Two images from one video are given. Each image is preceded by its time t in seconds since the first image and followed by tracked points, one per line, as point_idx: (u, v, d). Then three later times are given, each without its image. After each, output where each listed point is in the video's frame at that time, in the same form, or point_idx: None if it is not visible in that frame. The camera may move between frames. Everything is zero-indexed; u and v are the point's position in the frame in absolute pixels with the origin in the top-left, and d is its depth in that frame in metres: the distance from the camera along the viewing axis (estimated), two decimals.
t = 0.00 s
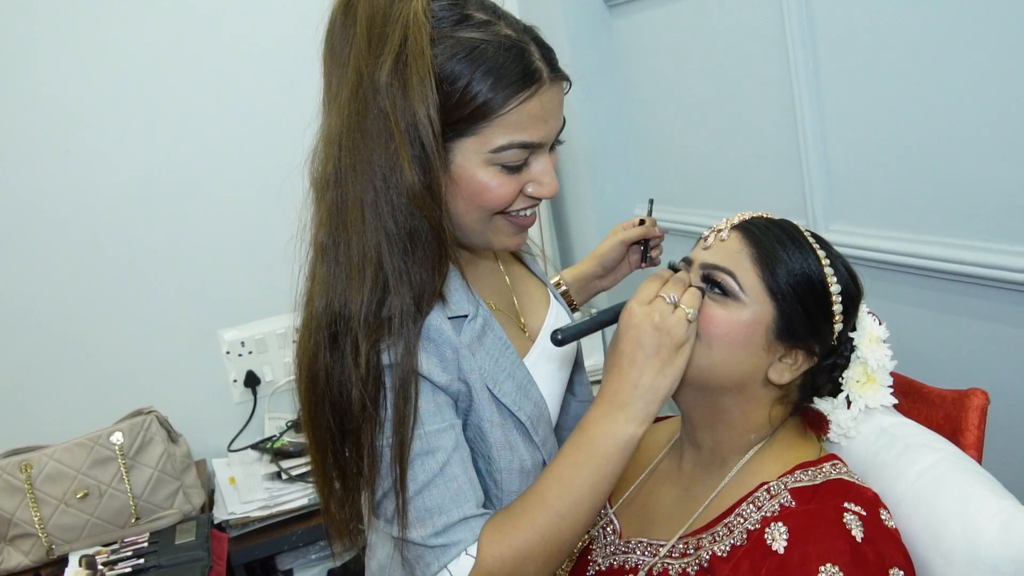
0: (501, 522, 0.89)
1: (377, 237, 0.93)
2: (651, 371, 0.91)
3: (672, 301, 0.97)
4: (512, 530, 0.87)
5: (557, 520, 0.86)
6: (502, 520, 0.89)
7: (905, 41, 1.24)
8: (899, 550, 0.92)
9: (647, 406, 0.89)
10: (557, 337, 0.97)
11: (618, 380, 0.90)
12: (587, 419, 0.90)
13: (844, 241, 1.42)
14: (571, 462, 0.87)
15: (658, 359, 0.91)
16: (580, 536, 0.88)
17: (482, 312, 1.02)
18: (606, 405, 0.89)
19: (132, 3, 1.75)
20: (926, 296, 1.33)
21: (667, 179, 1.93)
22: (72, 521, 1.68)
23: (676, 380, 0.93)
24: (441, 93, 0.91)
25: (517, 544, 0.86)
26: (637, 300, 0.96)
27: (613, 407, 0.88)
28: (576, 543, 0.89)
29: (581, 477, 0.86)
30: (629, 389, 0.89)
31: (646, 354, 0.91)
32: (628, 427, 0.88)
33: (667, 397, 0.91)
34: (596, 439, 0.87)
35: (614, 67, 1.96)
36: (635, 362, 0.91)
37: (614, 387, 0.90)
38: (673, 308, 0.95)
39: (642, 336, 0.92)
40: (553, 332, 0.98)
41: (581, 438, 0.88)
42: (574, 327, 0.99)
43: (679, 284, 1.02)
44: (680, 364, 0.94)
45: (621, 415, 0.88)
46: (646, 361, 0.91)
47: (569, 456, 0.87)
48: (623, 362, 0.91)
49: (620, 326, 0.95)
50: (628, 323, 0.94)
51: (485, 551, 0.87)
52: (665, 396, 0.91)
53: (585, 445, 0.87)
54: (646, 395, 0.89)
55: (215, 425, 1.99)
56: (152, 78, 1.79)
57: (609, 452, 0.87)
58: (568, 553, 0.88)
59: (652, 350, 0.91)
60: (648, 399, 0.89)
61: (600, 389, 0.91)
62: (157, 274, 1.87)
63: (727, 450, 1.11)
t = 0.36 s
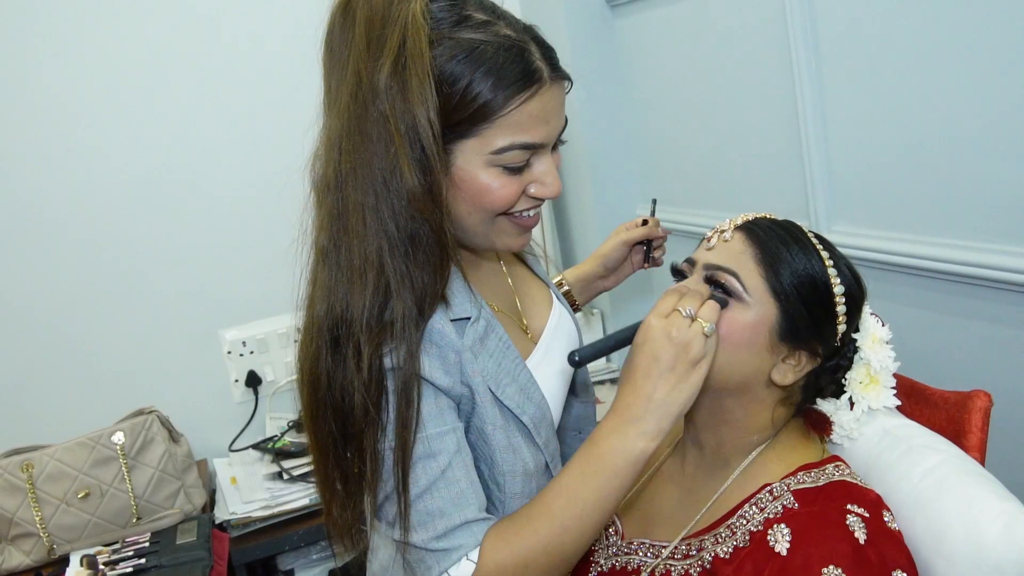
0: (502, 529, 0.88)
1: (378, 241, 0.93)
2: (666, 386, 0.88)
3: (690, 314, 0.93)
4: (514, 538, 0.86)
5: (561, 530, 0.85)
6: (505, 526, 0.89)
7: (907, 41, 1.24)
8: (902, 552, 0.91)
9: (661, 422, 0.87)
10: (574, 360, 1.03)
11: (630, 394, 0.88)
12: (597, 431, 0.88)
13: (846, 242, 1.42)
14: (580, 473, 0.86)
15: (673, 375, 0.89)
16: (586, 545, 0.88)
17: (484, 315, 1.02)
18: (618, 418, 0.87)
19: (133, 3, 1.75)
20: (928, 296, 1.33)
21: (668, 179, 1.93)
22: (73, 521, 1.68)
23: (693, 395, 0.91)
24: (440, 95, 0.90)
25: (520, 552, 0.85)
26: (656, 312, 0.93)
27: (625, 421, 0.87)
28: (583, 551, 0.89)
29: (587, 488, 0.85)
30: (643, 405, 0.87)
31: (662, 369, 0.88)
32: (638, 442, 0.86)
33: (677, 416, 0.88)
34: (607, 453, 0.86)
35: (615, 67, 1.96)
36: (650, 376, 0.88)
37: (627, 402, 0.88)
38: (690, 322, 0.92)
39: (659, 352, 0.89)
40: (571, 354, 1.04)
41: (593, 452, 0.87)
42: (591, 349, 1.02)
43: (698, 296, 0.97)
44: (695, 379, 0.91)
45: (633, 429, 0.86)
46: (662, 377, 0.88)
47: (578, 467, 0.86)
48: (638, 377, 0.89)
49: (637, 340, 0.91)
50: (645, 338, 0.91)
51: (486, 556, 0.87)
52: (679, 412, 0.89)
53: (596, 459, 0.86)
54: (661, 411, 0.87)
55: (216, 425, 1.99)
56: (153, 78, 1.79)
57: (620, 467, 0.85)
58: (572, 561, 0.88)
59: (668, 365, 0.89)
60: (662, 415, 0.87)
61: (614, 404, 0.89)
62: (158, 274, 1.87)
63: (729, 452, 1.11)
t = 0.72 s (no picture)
0: (508, 535, 0.88)
1: (377, 246, 0.93)
2: (682, 401, 0.86)
3: (710, 328, 0.90)
4: (519, 546, 0.86)
5: (566, 538, 0.85)
6: (512, 531, 0.89)
7: (908, 41, 1.23)
8: (904, 553, 0.91)
9: (675, 437, 0.86)
10: (588, 371, 0.96)
11: (644, 406, 0.87)
12: (609, 442, 0.88)
13: (846, 242, 1.42)
14: (589, 483, 0.85)
15: (690, 390, 0.87)
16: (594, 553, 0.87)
17: (484, 317, 1.01)
18: (630, 429, 0.87)
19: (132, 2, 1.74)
20: (928, 297, 1.32)
21: (668, 179, 1.93)
22: (71, 521, 1.67)
23: (711, 412, 0.89)
24: (438, 97, 0.90)
25: (524, 559, 0.85)
26: (676, 325, 0.92)
27: (638, 434, 0.86)
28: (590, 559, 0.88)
29: (593, 497, 0.85)
30: (658, 418, 0.86)
31: (680, 383, 0.87)
32: (651, 456, 0.85)
33: (696, 430, 0.87)
34: (618, 464, 0.85)
35: (615, 67, 1.96)
36: (666, 390, 0.87)
37: (640, 415, 0.87)
38: (710, 337, 0.89)
39: (676, 364, 0.87)
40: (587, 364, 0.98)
41: (604, 464, 0.86)
42: (606, 362, 0.97)
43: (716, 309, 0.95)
44: (714, 397, 0.88)
45: (647, 442, 0.85)
46: (679, 391, 0.86)
47: (588, 478, 0.86)
48: (654, 391, 0.88)
49: (655, 354, 0.90)
50: (664, 351, 0.89)
51: (489, 561, 0.87)
52: (694, 429, 0.87)
53: (610, 471, 0.85)
54: (676, 427, 0.86)
55: (215, 425, 1.98)
56: (152, 77, 1.79)
57: (630, 479, 0.84)
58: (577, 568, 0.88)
59: (685, 378, 0.87)
60: (676, 430, 0.85)
61: (629, 416, 0.88)
62: (157, 274, 1.87)
63: (731, 452, 1.10)
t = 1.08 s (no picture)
0: (512, 538, 0.88)
1: (374, 248, 0.92)
2: (692, 407, 0.86)
3: (720, 333, 0.90)
4: (522, 548, 0.86)
5: (570, 542, 0.84)
6: (515, 534, 0.88)
7: (908, 39, 1.23)
8: (905, 554, 0.90)
9: (682, 443, 0.85)
10: (598, 375, 0.92)
11: (653, 411, 0.87)
12: (618, 447, 0.88)
13: (846, 241, 1.41)
14: (597, 489, 0.85)
15: (699, 396, 0.86)
16: (598, 556, 0.87)
17: (483, 318, 1.01)
18: (637, 434, 0.86)
19: None
20: (928, 296, 1.32)
21: (667, 178, 1.92)
22: (68, 521, 1.66)
23: (719, 417, 0.88)
24: (434, 98, 0.89)
25: (527, 561, 0.85)
26: (685, 330, 0.91)
27: (646, 439, 0.85)
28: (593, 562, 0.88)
29: (597, 501, 0.84)
30: (666, 425, 0.85)
31: (689, 389, 0.86)
32: (658, 462, 0.84)
33: (704, 436, 0.86)
34: (625, 470, 0.85)
35: (614, 65, 1.96)
36: (675, 395, 0.86)
37: (650, 420, 0.86)
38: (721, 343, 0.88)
39: (685, 371, 0.87)
40: (595, 369, 0.93)
41: (611, 468, 0.86)
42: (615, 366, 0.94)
43: (731, 313, 0.94)
44: (724, 402, 0.88)
45: (653, 448, 0.85)
46: (688, 398, 0.86)
47: (595, 483, 0.86)
48: (662, 395, 0.87)
49: (666, 357, 0.89)
50: (673, 355, 0.89)
51: (493, 563, 0.86)
52: (703, 434, 0.86)
53: (616, 475, 0.85)
54: (684, 434, 0.85)
55: (213, 424, 1.98)
56: (149, 75, 1.78)
57: (636, 484, 0.84)
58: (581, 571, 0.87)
59: (695, 385, 0.86)
60: (684, 436, 0.85)
61: (637, 421, 0.88)
62: (154, 272, 1.86)
63: (731, 452, 1.10)
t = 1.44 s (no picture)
0: (509, 536, 0.88)
1: (371, 250, 0.91)
2: (677, 397, 0.86)
3: (700, 321, 0.90)
4: (521, 547, 0.85)
5: (567, 539, 0.84)
6: (511, 533, 0.88)
7: (908, 35, 1.22)
8: (906, 552, 0.90)
9: (671, 432, 0.85)
10: (582, 372, 1.04)
11: (638, 403, 0.86)
12: (605, 441, 0.87)
13: (846, 238, 1.41)
14: (590, 483, 0.85)
15: (685, 385, 0.86)
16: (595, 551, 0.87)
17: (483, 317, 1.00)
18: (628, 427, 0.86)
19: None
20: (927, 293, 1.32)
21: (667, 175, 1.92)
22: (65, 519, 1.66)
23: (705, 404, 0.88)
24: (431, 97, 0.88)
25: (525, 559, 0.85)
26: (665, 321, 0.90)
27: (635, 430, 0.85)
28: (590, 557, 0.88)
29: (591, 495, 0.84)
30: (655, 416, 0.85)
31: (674, 379, 0.86)
32: (650, 453, 0.85)
33: (692, 424, 0.86)
34: (618, 463, 0.84)
35: (612, 61, 1.95)
36: (661, 386, 0.86)
37: (637, 411, 0.86)
38: (700, 329, 0.89)
39: (668, 360, 0.86)
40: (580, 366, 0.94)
41: (602, 463, 0.85)
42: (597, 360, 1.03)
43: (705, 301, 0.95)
44: (709, 387, 0.88)
45: (645, 440, 0.85)
46: (673, 387, 0.86)
47: (588, 476, 0.85)
48: (648, 388, 0.86)
49: (647, 349, 0.88)
50: (655, 345, 0.88)
51: (492, 563, 0.86)
52: (691, 422, 0.87)
53: (606, 468, 0.85)
54: (673, 422, 0.85)
55: (210, 423, 1.97)
56: (145, 71, 1.77)
57: (629, 478, 0.84)
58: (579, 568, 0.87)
59: (679, 374, 0.86)
60: (674, 424, 0.85)
61: (624, 412, 0.88)
62: (151, 270, 1.85)
63: (731, 449, 1.10)
